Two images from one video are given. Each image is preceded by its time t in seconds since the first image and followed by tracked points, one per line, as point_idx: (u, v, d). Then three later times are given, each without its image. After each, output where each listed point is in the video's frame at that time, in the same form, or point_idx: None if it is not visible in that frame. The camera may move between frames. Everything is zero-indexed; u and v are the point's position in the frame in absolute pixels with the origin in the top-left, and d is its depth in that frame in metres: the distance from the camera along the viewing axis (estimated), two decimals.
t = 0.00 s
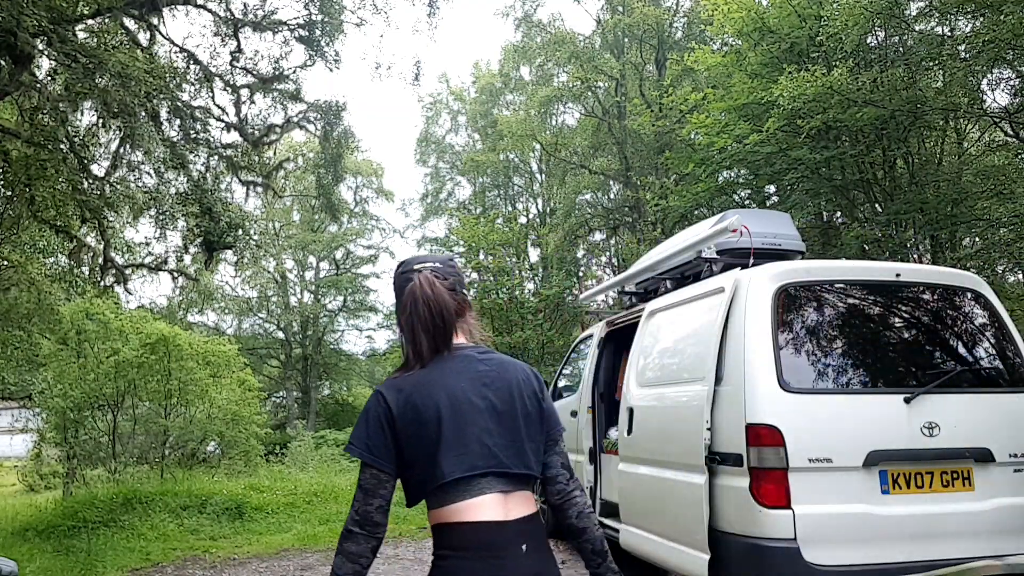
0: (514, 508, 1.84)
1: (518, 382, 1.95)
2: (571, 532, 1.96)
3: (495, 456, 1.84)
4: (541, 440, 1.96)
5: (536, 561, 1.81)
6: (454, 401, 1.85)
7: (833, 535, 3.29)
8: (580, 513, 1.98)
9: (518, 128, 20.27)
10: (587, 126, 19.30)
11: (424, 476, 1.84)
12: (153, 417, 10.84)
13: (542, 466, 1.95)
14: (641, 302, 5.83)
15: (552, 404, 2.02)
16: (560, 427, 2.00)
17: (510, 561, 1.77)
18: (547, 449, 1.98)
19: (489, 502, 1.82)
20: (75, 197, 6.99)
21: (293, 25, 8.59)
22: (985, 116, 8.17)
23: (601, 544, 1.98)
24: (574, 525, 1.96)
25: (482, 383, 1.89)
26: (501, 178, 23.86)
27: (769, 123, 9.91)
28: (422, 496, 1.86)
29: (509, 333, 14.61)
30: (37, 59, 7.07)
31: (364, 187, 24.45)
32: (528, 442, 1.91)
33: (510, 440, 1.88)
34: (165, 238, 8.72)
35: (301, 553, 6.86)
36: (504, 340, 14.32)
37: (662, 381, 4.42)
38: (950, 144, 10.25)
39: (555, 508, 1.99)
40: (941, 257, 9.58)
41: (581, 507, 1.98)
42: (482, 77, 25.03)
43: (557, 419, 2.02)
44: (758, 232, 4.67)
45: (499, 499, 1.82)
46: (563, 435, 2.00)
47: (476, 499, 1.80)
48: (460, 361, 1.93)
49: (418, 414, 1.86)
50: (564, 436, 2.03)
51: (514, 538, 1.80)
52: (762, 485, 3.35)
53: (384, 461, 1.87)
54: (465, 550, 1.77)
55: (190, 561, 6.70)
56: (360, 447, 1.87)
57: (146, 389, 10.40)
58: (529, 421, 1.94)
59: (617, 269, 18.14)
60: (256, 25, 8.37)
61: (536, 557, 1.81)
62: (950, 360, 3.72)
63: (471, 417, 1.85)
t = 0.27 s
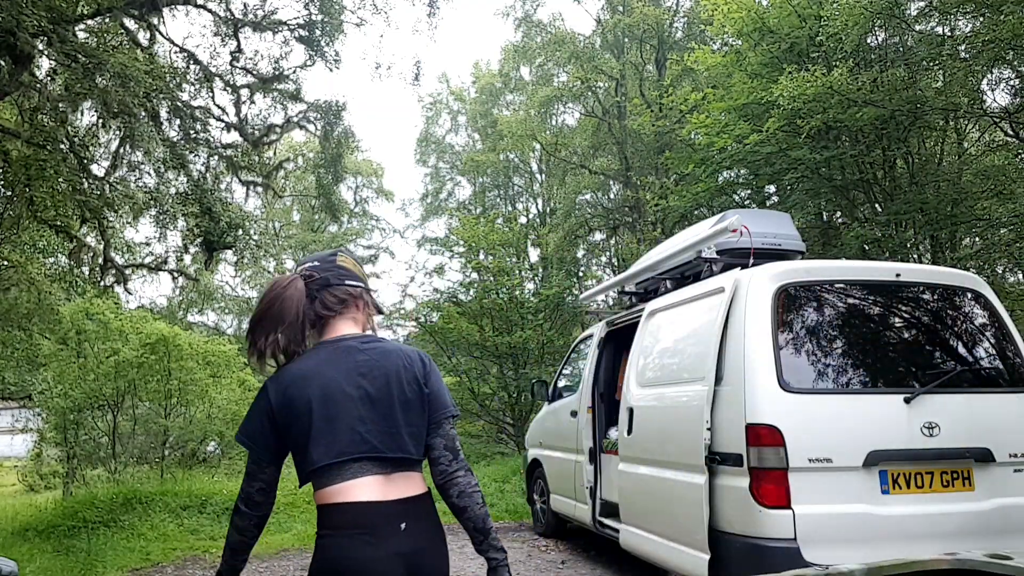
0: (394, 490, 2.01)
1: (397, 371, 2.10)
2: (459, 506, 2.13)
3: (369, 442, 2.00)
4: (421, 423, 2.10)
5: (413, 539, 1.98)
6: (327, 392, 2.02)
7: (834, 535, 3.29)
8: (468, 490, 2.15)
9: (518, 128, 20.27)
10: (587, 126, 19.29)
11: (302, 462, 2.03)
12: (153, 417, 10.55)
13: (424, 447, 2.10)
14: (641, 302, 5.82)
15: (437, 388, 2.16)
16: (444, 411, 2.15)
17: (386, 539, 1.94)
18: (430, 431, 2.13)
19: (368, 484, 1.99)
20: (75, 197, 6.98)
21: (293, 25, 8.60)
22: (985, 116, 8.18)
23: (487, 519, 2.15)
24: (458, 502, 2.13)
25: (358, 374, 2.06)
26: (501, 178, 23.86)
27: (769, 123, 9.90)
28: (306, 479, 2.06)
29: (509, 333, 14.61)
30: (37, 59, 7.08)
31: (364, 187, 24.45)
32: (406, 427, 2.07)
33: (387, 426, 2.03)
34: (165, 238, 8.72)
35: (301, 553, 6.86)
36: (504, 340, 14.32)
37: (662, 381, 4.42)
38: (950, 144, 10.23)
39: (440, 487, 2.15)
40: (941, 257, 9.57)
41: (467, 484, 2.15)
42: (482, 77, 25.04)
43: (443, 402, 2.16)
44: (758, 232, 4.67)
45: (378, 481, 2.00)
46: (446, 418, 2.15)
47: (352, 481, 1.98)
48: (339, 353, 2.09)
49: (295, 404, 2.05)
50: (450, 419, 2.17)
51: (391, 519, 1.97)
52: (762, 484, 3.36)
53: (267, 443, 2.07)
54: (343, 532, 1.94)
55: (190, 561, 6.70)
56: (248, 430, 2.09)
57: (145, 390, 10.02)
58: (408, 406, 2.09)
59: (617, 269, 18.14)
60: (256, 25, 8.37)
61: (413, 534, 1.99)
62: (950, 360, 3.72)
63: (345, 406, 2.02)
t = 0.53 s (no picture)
0: (300, 498, 2.18)
1: (302, 388, 2.23)
2: (356, 520, 2.21)
3: (270, 456, 2.16)
4: (323, 438, 2.21)
5: (319, 544, 2.16)
6: (234, 408, 2.21)
7: (834, 535, 3.29)
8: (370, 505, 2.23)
9: (518, 128, 20.27)
10: (587, 126, 19.28)
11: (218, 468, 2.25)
12: (153, 417, 10.20)
13: (327, 461, 2.21)
14: (641, 302, 5.83)
15: (343, 406, 2.25)
16: (348, 428, 2.23)
17: (295, 543, 2.13)
18: (334, 446, 2.22)
19: (272, 494, 2.16)
20: (75, 197, 6.97)
21: (293, 25, 8.60)
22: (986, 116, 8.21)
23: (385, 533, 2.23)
24: (353, 515, 2.20)
25: (265, 392, 2.22)
26: (501, 178, 23.85)
27: (769, 123, 9.90)
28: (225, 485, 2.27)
29: (509, 333, 14.61)
30: (37, 59, 7.07)
31: (364, 187, 24.46)
32: (308, 443, 2.19)
33: (288, 443, 2.18)
34: (166, 238, 8.71)
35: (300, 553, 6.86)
36: (504, 340, 14.32)
37: (662, 381, 4.42)
38: (950, 144, 10.22)
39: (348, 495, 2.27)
40: (941, 257, 9.57)
41: (368, 500, 2.22)
42: (482, 77, 25.04)
43: (349, 420, 2.25)
44: (758, 232, 4.67)
45: (282, 491, 2.17)
46: (350, 435, 2.23)
47: (257, 491, 2.16)
48: (250, 371, 2.27)
49: (210, 416, 2.26)
50: (356, 435, 2.24)
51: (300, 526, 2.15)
52: (762, 485, 3.36)
53: (193, 445, 2.36)
54: (255, 535, 2.14)
55: (190, 561, 6.70)
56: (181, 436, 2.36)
57: (146, 389, 9.83)
58: (310, 422, 2.21)
59: (617, 269, 18.15)
60: (256, 25, 8.37)
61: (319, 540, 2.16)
62: (950, 360, 3.72)
63: (250, 422, 2.19)
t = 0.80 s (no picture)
0: (224, 480, 2.31)
1: (234, 379, 2.37)
2: (278, 504, 2.33)
3: (199, 441, 2.30)
4: (250, 425, 2.35)
5: (239, 524, 2.28)
6: (168, 396, 2.35)
7: (834, 535, 3.30)
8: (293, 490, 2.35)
9: (518, 128, 20.28)
10: (588, 126, 19.27)
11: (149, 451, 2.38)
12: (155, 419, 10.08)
13: (253, 447, 2.34)
14: (641, 303, 5.83)
15: (272, 397, 2.38)
16: (274, 417, 2.36)
17: (214, 522, 2.25)
18: (261, 433, 2.35)
19: (197, 475, 2.29)
20: (75, 197, 6.97)
21: (293, 25, 8.61)
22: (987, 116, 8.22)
23: (305, 517, 2.36)
24: (275, 498, 2.33)
25: (197, 382, 2.36)
26: (501, 178, 23.85)
27: (769, 123, 9.90)
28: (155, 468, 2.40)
29: (509, 333, 14.61)
30: (37, 59, 7.07)
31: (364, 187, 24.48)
32: (235, 428, 2.33)
33: (215, 428, 2.32)
34: (166, 238, 8.70)
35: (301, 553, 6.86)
36: (504, 340, 14.33)
37: (662, 381, 4.42)
38: (950, 144, 10.20)
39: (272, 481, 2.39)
40: (941, 257, 9.56)
41: (289, 486, 2.34)
42: (482, 77, 25.03)
43: (277, 410, 2.38)
44: (758, 232, 4.67)
45: (208, 473, 2.29)
46: (277, 424, 2.36)
47: (182, 473, 2.28)
48: (188, 362, 2.41)
49: (146, 403, 2.40)
50: (283, 424, 2.37)
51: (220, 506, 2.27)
52: (762, 485, 3.36)
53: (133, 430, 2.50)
54: (178, 513, 2.25)
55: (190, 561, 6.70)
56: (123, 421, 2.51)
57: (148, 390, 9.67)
58: (237, 410, 2.35)
59: (617, 269, 18.16)
60: (256, 25, 8.38)
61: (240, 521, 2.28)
62: (950, 360, 3.72)
63: (181, 409, 2.33)
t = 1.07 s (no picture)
0: (166, 480, 2.39)
1: (180, 385, 2.44)
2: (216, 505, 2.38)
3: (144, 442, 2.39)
4: (191, 428, 2.41)
5: (175, 522, 2.36)
6: (122, 401, 2.45)
7: (834, 535, 3.30)
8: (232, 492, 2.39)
9: (518, 128, 20.28)
10: (588, 126, 19.26)
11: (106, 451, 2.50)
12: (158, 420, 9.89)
13: (196, 450, 2.40)
14: (640, 303, 5.82)
15: (215, 403, 2.44)
16: (214, 423, 2.40)
17: (149, 520, 2.34)
18: (204, 437, 2.41)
19: (140, 475, 2.38)
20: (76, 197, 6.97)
21: (293, 25, 8.60)
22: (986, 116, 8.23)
23: (241, 519, 2.38)
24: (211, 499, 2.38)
25: (147, 387, 2.45)
26: (501, 178, 23.84)
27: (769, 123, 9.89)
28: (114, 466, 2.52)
29: (509, 333, 14.61)
30: (37, 59, 7.08)
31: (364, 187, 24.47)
32: (178, 432, 2.40)
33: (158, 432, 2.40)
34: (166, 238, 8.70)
35: (301, 553, 6.86)
36: (504, 340, 14.33)
37: (662, 381, 4.42)
38: (950, 144, 10.19)
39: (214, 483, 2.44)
40: (941, 257, 9.55)
41: (225, 489, 2.38)
42: (482, 77, 25.02)
43: (220, 415, 2.43)
44: (758, 232, 4.67)
45: (150, 473, 2.38)
46: (217, 429, 2.40)
47: (126, 472, 2.38)
48: (144, 370, 2.51)
49: (106, 407, 2.53)
50: (225, 429, 2.42)
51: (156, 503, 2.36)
52: (761, 484, 3.36)
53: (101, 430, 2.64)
54: (120, 509, 2.37)
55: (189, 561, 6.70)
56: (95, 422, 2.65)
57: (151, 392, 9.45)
58: (181, 415, 2.42)
59: (617, 269, 18.17)
60: (256, 25, 8.38)
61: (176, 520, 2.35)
62: (950, 360, 3.72)
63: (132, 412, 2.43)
